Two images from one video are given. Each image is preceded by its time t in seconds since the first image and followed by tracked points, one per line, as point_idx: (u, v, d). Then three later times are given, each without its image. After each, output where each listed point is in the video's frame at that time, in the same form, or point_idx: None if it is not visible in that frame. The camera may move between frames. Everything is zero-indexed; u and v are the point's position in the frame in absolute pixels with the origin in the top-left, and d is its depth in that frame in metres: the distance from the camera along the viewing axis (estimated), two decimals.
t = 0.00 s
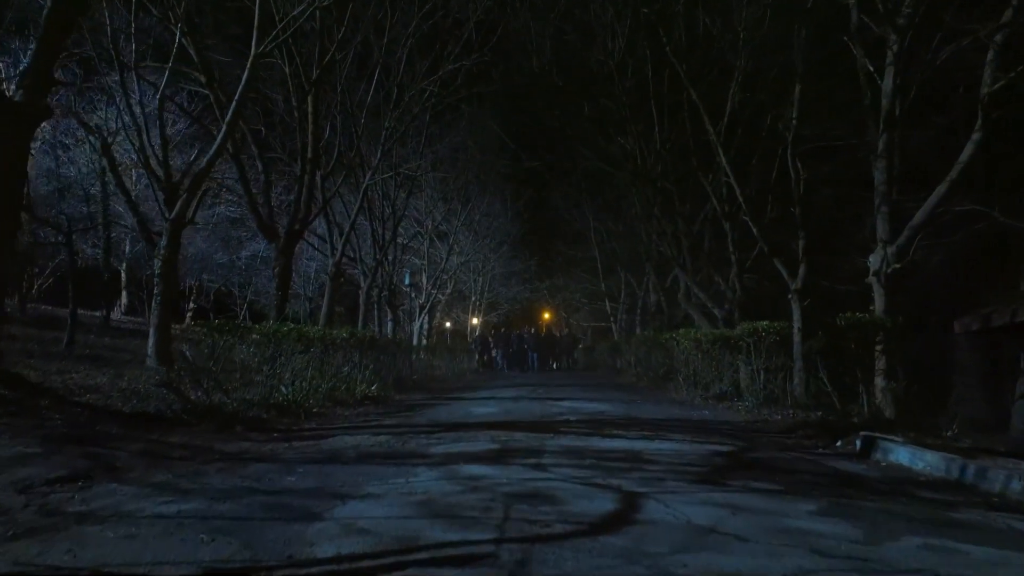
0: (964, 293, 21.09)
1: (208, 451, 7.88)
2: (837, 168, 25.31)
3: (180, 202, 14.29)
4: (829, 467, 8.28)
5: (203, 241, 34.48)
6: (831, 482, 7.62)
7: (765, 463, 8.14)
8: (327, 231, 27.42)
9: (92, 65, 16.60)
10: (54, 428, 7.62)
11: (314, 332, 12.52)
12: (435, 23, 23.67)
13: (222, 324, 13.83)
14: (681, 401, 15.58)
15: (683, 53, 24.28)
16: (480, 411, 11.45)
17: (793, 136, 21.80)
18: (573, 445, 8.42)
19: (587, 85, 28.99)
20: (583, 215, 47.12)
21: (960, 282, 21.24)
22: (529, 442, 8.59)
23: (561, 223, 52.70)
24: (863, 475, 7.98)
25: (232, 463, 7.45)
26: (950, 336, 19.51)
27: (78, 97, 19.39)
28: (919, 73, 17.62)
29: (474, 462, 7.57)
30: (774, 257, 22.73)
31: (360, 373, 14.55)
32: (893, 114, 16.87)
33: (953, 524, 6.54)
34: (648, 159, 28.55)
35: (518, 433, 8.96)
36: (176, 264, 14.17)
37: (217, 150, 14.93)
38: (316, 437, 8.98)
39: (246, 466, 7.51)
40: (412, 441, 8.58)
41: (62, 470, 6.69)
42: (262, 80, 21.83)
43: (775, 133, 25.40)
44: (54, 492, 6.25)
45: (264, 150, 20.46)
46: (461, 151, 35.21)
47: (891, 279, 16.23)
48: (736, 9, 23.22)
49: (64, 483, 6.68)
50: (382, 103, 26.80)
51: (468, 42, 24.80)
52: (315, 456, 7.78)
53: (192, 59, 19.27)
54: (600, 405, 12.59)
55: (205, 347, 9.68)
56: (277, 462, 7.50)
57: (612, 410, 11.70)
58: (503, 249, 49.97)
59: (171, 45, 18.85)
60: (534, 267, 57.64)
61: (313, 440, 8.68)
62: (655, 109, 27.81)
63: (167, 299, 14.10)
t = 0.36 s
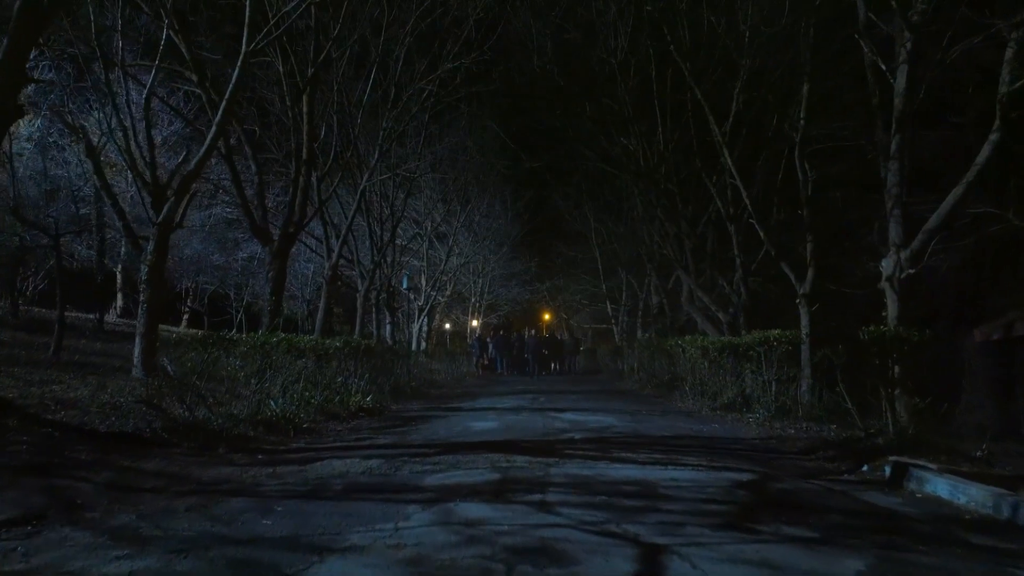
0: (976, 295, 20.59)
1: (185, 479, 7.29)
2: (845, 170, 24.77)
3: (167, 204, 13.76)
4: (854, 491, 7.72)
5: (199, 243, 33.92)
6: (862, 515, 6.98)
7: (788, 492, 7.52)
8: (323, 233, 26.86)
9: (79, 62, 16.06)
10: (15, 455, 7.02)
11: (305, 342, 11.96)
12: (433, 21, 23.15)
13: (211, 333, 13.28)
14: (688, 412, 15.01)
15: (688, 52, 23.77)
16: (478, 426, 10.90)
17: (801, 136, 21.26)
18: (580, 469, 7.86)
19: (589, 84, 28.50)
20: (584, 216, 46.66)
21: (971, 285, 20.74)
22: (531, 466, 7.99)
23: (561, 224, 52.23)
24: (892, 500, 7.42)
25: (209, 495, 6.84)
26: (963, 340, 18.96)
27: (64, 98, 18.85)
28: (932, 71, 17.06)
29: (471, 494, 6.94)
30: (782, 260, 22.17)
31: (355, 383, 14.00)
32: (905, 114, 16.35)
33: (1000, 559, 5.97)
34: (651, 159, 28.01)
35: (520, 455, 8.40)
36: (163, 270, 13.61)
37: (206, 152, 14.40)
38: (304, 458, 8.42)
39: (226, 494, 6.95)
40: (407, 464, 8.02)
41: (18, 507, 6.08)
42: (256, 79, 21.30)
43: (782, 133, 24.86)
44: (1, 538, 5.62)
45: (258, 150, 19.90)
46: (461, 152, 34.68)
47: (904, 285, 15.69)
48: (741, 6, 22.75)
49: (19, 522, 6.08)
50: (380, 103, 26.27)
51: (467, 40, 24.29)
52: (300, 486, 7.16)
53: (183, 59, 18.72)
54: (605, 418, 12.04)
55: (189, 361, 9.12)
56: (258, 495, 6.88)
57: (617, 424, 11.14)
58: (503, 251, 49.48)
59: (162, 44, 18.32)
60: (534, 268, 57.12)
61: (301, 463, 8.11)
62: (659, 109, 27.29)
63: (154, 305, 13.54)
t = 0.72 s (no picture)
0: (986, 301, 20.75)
1: (157, 514, 6.68)
2: (854, 171, 24.19)
3: (154, 208, 13.20)
4: (887, 522, 7.12)
5: (195, 246, 33.36)
6: (900, 555, 6.33)
7: (814, 527, 6.90)
8: (320, 235, 26.29)
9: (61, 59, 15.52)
10: None
11: (296, 352, 11.40)
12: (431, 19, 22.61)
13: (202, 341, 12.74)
14: (696, 423, 14.44)
15: (693, 50, 23.22)
16: (479, 443, 10.30)
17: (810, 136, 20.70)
18: (590, 501, 7.28)
19: (591, 83, 27.93)
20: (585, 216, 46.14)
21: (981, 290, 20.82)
22: (535, 497, 7.38)
23: (561, 225, 51.68)
24: (928, 532, 6.84)
25: (179, 536, 6.22)
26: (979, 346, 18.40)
27: (50, 98, 18.30)
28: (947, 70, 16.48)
29: (469, 535, 6.30)
30: (789, 263, 21.60)
31: (351, 395, 13.43)
32: (919, 114, 15.79)
33: None
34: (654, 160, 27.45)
35: (523, 483, 7.82)
36: (150, 275, 13.07)
37: (195, 153, 13.85)
38: (291, 485, 7.84)
39: (200, 531, 6.37)
40: (401, 493, 7.43)
41: None
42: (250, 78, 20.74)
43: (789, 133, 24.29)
44: None
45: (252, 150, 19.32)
46: (461, 151, 34.15)
47: (919, 291, 15.12)
48: (747, 3, 22.18)
49: None
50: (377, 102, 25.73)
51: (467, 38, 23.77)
52: (281, 524, 6.53)
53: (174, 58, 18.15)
54: (612, 433, 11.47)
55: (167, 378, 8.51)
56: (234, 537, 6.25)
57: (626, 441, 10.56)
58: (503, 252, 48.92)
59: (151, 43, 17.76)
60: (534, 270, 56.57)
61: (286, 491, 7.54)
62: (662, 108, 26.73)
63: (140, 313, 12.96)
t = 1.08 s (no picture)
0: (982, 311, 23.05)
1: (126, 553, 6.11)
2: (862, 172, 23.63)
3: (139, 211, 12.66)
4: (931, 567, 6.50)
5: (191, 249, 32.79)
6: None
7: (849, 569, 6.30)
8: (316, 237, 25.72)
9: (44, 55, 14.99)
10: None
11: (287, 364, 10.88)
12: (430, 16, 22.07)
13: (189, 350, 12.18)
14: (705, 435, 13.91)
15: (698, 49, 22.69)
16: (479, 461, 9.76)
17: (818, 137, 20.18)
18: (598, 535, 6.75)
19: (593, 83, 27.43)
20: (585, 218, 45.64)
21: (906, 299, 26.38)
22: (543, 534, 6.80)
23: (562, 226, 51.19)
24: None
25: None
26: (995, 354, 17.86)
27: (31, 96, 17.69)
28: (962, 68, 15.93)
29: None
30: (798, 268, 21.08)
31: (346, 407, 12.90)
32: (934, 114, 15.24)
33: None
34: (657, 161, 26.90)
35: (526, 514, 7.26)
36: (137, 282, 12.54)
37: (183, 154, 13.33)
38: (278, 514, 7.30)
39: None
40: (394, 528, 6.87)
41: None
42: (244, 77, 20.21)
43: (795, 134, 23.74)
44: None
45: (245, 151, 18.79)
46: (461, 152, 33.63)
47: (935, 297, 14.56)
48: None
49: None
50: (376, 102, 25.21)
51: (466, 37, 23.25)
52: (263, 567, 5.94)
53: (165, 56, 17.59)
54: (618, 450, 10.93)
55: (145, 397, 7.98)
56: None
57: (633, 459, 10.03)
58: (503, 254, 48.39)
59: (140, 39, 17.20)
60: (534, 271, 56.03)
61: (271, 522, 7.01)
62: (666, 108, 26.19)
63: (125, 321, 12.38)
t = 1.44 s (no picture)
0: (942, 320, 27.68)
1: None
2: (872, 173, 23.07)
3: (123, 216, 12.12)
4: None
5: (188, 252, 32.22)
6: None
7: None
8: (312, 239, 25.17)
9: (28, 55, 14.44)
10: None
11: (276, 378, 10.32)
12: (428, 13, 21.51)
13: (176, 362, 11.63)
14: (714, 448, 13.35)
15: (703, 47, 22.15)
16: (480, 482, 9.21)
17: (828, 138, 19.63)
18: (608, 573, 6.21)
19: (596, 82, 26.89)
20: (587, 219, 45.11)
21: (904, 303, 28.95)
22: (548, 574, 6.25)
23: (563, 226, 50.68)
24: None
25: None
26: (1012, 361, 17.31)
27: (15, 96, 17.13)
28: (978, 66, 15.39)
29: None
30: (807, 272, 20.54)
31: (340, 420, 12.34)
32: (951, 113, 14.69)
33: None
34: (660, 161, 26.35)
35: (530, 551, 6.71)
36: (121, 290, 11.98)
37: (171, 155, 12.79)
38: (262, 548, 6.76)
39: None
40: (386, 568, 6.33)
41: None
42: (238, 77, 19.67)
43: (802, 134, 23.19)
44: None
45: (238, 152, 18.26)
46: (460, 152, 33.10)
47: (953, 304, 14.00)
48: None
49: None
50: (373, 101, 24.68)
51: (466, 34, 22.72)
52: None
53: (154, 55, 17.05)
54: (626, 467, 10.39)
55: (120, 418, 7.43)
56: None
57: (643, 479, 9.47)
58: (503, 255, 47.85)
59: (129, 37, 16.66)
60: (534, 272, 55.47)
61: (253, 560, 6.47)
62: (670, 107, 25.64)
63: (108, 331, 11.82)
